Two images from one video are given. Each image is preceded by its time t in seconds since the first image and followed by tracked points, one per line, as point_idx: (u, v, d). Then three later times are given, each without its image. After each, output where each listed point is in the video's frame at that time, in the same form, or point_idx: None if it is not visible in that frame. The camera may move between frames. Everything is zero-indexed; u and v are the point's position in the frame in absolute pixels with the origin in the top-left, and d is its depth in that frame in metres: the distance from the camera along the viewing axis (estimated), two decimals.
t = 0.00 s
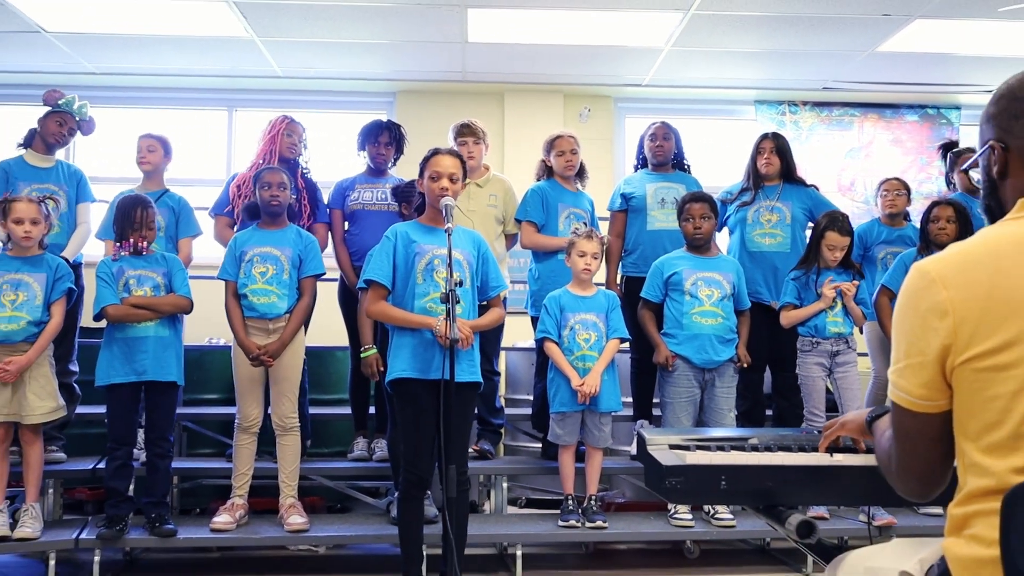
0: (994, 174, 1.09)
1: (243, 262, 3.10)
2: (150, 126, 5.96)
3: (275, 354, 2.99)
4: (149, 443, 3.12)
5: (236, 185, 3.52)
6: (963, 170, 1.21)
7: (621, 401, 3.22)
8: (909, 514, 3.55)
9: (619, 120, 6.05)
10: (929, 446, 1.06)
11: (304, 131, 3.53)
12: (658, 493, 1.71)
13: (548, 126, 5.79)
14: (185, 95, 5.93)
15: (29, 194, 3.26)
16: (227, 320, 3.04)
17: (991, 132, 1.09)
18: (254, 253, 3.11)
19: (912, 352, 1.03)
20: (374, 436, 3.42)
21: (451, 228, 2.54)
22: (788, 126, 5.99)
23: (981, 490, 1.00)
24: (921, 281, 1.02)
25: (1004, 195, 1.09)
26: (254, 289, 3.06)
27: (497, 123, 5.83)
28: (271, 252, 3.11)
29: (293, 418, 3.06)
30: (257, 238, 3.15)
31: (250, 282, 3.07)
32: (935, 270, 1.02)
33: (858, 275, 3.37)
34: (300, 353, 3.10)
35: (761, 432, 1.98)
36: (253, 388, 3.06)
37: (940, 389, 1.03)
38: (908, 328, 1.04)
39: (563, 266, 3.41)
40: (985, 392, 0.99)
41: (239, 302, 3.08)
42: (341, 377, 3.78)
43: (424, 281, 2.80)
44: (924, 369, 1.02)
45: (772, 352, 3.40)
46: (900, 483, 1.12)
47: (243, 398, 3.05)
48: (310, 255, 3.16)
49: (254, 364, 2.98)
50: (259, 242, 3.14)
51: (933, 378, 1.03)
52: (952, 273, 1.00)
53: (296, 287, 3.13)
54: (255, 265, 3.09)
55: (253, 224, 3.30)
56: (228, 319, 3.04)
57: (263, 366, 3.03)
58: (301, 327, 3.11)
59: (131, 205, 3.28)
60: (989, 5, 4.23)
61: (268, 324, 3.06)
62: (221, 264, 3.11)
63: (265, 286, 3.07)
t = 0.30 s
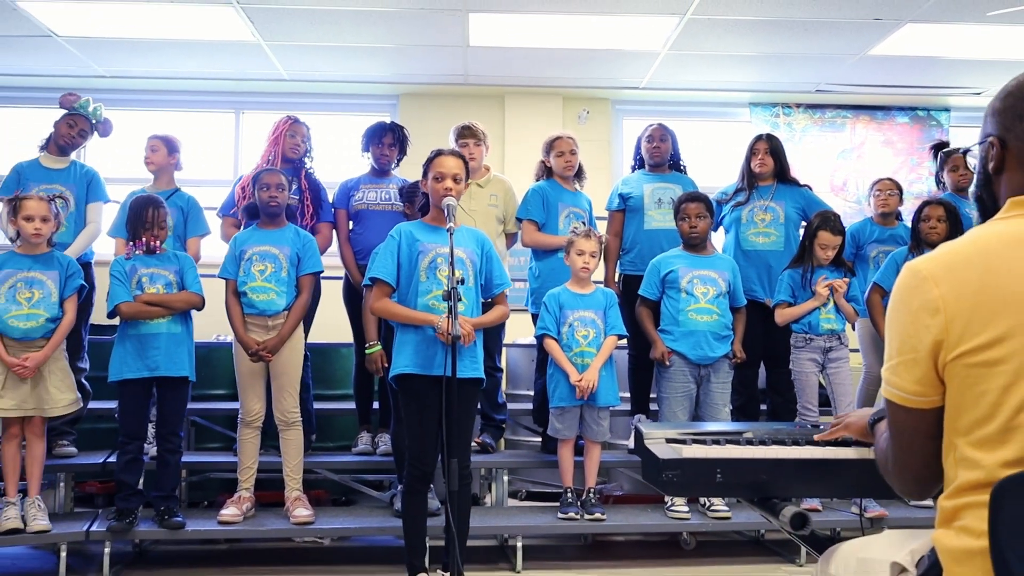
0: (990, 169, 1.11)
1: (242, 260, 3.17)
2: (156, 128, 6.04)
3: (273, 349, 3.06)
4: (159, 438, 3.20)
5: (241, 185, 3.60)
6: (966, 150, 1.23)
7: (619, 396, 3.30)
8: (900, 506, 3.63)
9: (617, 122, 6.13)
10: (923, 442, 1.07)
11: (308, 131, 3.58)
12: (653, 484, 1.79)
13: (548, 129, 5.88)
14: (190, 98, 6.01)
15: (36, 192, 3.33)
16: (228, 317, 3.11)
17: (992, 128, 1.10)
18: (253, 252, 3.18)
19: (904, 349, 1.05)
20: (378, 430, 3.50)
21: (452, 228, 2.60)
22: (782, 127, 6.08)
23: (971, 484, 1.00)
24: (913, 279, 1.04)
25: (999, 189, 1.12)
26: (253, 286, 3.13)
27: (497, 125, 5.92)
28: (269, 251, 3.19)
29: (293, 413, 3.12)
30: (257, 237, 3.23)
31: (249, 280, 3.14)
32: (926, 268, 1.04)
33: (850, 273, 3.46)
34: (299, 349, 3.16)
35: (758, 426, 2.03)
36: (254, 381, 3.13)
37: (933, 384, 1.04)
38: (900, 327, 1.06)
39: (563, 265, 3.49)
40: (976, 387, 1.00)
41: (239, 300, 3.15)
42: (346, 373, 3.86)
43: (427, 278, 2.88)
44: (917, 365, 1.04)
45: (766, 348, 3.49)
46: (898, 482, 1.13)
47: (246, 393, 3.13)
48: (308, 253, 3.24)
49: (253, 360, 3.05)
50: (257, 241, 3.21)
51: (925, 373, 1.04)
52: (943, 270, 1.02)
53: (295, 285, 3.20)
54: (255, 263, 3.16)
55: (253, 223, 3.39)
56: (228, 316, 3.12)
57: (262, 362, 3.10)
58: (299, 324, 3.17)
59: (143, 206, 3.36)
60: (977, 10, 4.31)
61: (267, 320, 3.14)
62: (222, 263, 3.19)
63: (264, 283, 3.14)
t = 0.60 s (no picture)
0: (997, 166, 1.13)
1: (244, 259, 3.24)
2: (160, 130, 6.11)
3: (273, 346, 3.12)
4: (165, 434, 3.27)
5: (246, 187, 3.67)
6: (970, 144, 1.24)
7: (617, 392, 3.36)
8: (892, 501, 3.70)
9: (615, 123, 6.19)
10: (917, 431, 1.10)
11: (311, 133, 3.64)
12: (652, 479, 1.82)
13: (548, 131, 5.94)
14: (194, 100, 6.08)
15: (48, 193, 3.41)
16: (230, 316, 3.17)
17: (999, 124, 1.12)
18: (254, 251, 3.25)
19: (903, 342, 1.08)
20: (381, 426, 3.57)
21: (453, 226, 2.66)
22: (778, 129, 6.14)
23: (964, 476, 1.04)
24: (913, 274, 1.07)
25: (1003, 187, 1.14)
26: (255, 285, 3.20)
27: (498, 127, 5.99)
28: (270, 250, 3.25)
29: (296, 410, 3.18)
30: (258, 237, 3.29)
31: (250, 279, 3.20)
32: (927, 263, 1.07)
33: (844, 272, 3.53)
34: (302, 345, 3.22)
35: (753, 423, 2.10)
36: (257, 377, 3.20)
37: (929, 377, 1.08)
38: (900, 320, 1.09)
39: (561, 264, 3.56)
40: (972, 381, 1.04)
41: (241, 299, 3.22)
42: (349, 370, 3.94)
43: (430, 277, 2.94)
44: (915, 358, 1.07)
45: (763, 345, 3.55)
46: (891, 469, 1.16)
47: (250, 389, 3.19)
48: (308, 252, 3.30)
49: (253, 357, 3.13)
50: (258, 241, 3.28)
51: (922, 366, 1.07)
52: (944, 266, 1.05)
53: (295, 283, 3.26)
54: (256, 263, 3.23)
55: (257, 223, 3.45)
56: (230, 316, 3.18)
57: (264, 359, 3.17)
58: (300, 321, 3.23)
59: (149, 206, 3.43)
60: (969, 14, 4.38)
61: (268, 319, 3.20)
62: (225, 264, 3.26)
63: (265, 282, 3.20)
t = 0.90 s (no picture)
0: (996, 171, 1.15)
1: (251, 259, 3.31)
2: (164, 131, 6.17)
3: (277, 344, 3.19)
4: (168, 430, 3.33)
5: (251, 188, 3.75)
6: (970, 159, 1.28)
7: (614, 389, 3.43)
8: (883, 495, 3.78)
9: (612, 126, 6.26)
10: (916, 425, 1.12)
11: (313, 134, 3.71)
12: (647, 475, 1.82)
13: (547, 133, 6.01)
14: (197, 103, 6.14)
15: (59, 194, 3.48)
16: (236, 315, 3.24)
17: (997, 131, 1.15)
18: (261, 251, 3.32)
19: (903, 335, 1.09)
20: (383, 423, 3.63)
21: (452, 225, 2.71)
22: (771, 131, 6.21)
23: (958, 467, 1.06)
24: (914, 269, 1.08)
25: (1004, 190, 1.15)
26: (260, 284, 3.27)
27: (498, 130, 6.06)
28: (276, 250, 3.32)
29: (301, 407, 3.25)
30: (265, 237, 3.37)
31: (256, 278, 3.28)
32: (928, 258, 1.08)
33: (835, 272, 3.61)
34: (307, 343, 3.29)
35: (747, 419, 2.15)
36: (262, 374, 3.26)
37: (928, 369, 1.09)
38: (899, 313, 1.10)
39: (559, 264, 3.63)
40: (969, 373, 1.05)
41: (247, 298, 3.29)
42: (351, 368, 4.01)
43: (432, 277, 3.02)
44: (914, 350, 1.08)
45: (757, 343, 3.63)
46: (889, 465, 1.17)
47: (256, 386, 3.26)
48: (313, 252, 3.36)
49: (258, 354, 3.20)
50: (266, 241, 3.35)
51: (921, 358, 1.08)
52: (945, 260, 1.07)
53: (300, 283, 3.33)
54: (262, 262, 3.30)
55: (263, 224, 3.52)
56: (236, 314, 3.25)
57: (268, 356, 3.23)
58: (305, 320, 3.29)
59: (153, 206, 3.50)
60: (959, 18, 4.45)
61: (273, 317, 3.27)
62: (232, 263, 3.33)
63: (270, 281, 3.27)
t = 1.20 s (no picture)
0: (986, 178, 1.22)
1: (261, 258, 3.39)
2: (168, 133, 6.25)
3: (287, 342, 3.27)
4: (174, 425, 3.41)
5: (255, 190, 3.83)
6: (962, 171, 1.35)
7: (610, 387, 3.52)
8: (873, 491, 3.86)
9: (608, 130, 6.35)
10: (909, 420, 1.18)
11: (315, 136, 3.80)
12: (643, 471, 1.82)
13: (545, 137, 6.09)
14: (202, 106, 6.23)
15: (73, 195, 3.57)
16: (246, 312, 3.32)
17: (987, 141, 1.22)
18: (271, 250, 3.40)
19: (895, 331, 1.16)
20: (384, 419, 3.72)
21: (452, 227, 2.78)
22: (765, 135, 6.29)
23: (948, 458, 1.12)
24: (907, 268, 1.15)
25: (993, 198, 1.23)
26: (270, 284, 3.34)
27: (497, 133, 6.15)
28: (286, 250, 3.41)
29: (306, 403, 3.33)
30: (274, 237, 3.45)
31: (267, 277, 3.36)
32: (921, 258, 1.15)
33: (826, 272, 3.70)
34: (314, 342, 3.37)
35: (738, 415, 2.22)
36: (271, 371, 3.35)
37: (919, 363, 1.15)
38: (893, 310, 1.17)
39: (556, 265, 3.71)
40: (959, 366, 1.11)
41: (257, 296, 3.37)
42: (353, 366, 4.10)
43: (438, 278, 3.09)
44: (907, 345, 1.15)
45: (751, 341, 3.70)
46: (882, 461, 1.24)
47: (263, 383, 3.34)
48: (322, 253, 3.45)
49: (269, 352, 3.28)
50: (276, 241, 3.43)
51: (914, 353, 1.15)
52: (936, 260, 1.14)
53: (310, 282, 3.42)
54: (273, 262, 3.38)
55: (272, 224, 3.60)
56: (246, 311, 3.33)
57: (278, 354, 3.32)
58: (314, 320, 3.38)
59: (159, 207, 3.58)
60: (948, 24, 4.53)
61: (283, 316, 3.34)
62: (241, 262, 3.40)
63: (280, 280, 3.35)
